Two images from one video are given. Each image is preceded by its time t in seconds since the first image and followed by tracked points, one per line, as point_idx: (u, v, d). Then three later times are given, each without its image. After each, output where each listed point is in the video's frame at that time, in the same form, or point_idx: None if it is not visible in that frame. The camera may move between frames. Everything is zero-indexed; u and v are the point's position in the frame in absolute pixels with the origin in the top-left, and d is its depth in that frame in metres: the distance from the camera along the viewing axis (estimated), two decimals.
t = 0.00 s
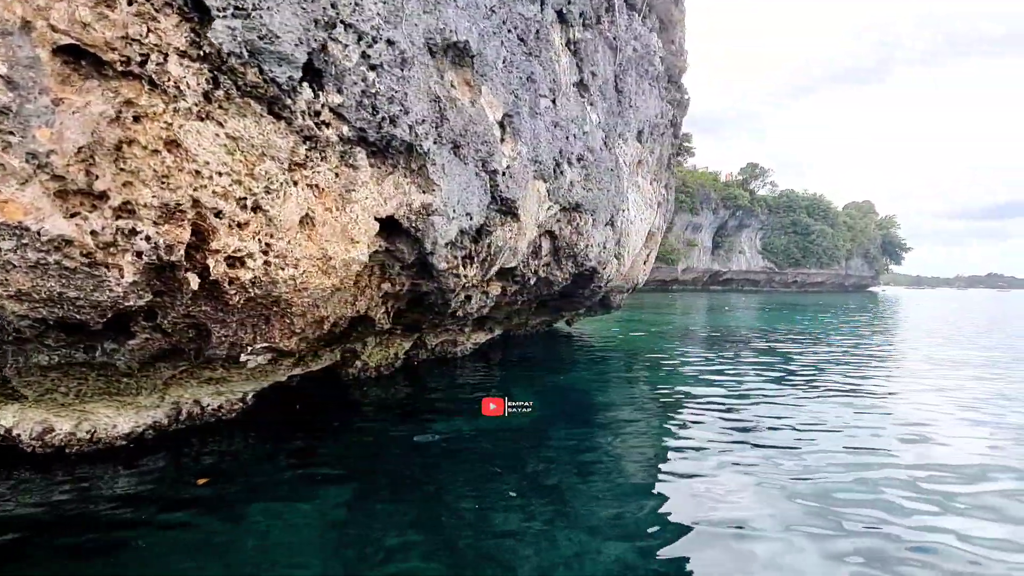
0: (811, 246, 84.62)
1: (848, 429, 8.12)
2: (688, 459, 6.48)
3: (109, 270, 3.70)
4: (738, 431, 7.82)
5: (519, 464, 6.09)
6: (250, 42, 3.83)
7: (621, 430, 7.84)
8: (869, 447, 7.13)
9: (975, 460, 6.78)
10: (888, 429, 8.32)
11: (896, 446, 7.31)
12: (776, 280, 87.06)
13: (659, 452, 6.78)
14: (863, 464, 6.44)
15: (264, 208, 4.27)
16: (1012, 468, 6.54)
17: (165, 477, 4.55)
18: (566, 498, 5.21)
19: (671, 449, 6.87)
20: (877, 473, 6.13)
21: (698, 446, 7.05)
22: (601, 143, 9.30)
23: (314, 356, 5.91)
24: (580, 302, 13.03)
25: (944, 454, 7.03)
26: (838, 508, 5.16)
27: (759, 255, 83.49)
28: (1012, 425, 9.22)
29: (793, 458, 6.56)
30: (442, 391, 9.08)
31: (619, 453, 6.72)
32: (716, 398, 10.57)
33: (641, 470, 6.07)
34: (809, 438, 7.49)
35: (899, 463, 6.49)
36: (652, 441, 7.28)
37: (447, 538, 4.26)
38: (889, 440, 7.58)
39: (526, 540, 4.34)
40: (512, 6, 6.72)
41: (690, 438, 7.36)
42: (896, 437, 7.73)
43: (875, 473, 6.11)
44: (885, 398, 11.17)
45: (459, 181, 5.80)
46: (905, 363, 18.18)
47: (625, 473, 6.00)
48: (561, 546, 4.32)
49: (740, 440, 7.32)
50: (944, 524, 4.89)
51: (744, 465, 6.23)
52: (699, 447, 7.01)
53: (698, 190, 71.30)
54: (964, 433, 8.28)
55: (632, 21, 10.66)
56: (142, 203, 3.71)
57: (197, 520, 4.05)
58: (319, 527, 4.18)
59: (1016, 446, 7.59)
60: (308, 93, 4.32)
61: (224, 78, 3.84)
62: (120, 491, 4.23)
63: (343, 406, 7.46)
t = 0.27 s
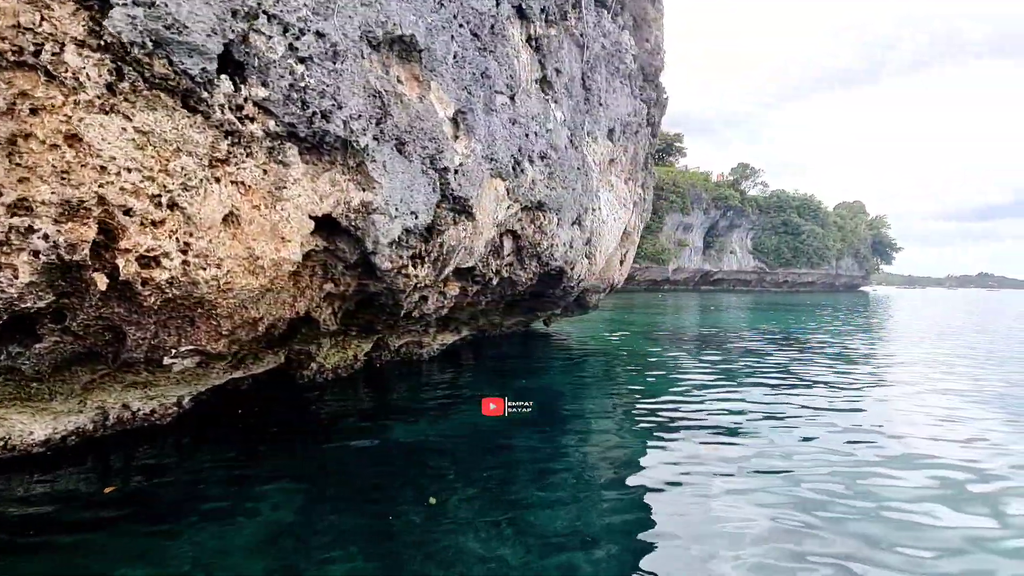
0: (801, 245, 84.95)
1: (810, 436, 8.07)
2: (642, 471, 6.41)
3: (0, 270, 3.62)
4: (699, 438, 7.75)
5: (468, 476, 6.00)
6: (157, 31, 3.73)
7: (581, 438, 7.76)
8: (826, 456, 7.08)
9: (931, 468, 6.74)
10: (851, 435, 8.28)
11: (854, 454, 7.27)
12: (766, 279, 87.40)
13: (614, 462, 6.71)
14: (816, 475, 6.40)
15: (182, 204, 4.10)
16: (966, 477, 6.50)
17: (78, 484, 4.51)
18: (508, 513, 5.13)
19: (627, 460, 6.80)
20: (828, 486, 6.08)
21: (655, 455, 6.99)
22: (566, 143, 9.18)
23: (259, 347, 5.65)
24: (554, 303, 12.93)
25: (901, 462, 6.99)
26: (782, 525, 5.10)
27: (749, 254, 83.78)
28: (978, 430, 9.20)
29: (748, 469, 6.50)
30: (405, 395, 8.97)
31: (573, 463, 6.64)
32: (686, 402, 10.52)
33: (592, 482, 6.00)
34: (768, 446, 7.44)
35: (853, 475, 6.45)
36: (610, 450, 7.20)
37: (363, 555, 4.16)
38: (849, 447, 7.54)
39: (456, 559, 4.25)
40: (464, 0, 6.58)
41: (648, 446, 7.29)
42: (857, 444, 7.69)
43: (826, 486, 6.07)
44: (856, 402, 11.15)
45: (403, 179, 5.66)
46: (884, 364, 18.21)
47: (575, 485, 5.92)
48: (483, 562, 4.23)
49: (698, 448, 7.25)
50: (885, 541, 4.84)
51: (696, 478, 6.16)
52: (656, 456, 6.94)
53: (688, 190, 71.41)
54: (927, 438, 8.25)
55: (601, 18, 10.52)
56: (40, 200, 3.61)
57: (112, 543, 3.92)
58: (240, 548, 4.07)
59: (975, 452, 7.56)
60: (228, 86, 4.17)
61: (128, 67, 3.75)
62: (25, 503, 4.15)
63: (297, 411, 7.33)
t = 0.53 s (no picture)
0: (791, 245, 85.30)
1: (776, 434, 7.96)
2: (597, 477, 6.26)
3: None
4: (661, 439, 7.63)
5: (416, 484, 5.84)
6: (50, 23, 3.59)
7: (542, 442, 7.61)
8: (788, 454, 6.97)
9: (891, 464, 6.64)
10: (817, 435, 8.18)
11: (817, 452, 7.16)
12: (756, 279, 87.71)
13: (570, 467, 6.57)
14: (774, 473, 6.28)
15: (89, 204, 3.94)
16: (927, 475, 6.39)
17: None
18: (449, 524, 4.98)
19: (584, 464, 6.66)
20: (784, 483, 5.96)
21: (613, 459, 6.85)
22: (530, 142, 9.03)
23: (200, 343, 5.46)
24: (527, 304, 12.79)
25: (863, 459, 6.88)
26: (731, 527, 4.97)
27: (739, 254, 84.06)
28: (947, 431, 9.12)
29: (705, 468, 6.37)
30: (367, 398, 8.80)
31: (528, 468, 6.50)
32: (656, 405, 10.40)
33: (543, 489, 5.85)
34: (731, 446, 7.33)
35: (812, 472, 6.33)
36: (568, 455, 7.06)
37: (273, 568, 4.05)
38: (812, 446, 7.43)
39: None
40: None
41: (608, 450, 7.16)
42: (822, 442, 7.58)
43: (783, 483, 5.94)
44: (829, 404, 11.07)
45: (343, 178, 5.49)
46: (865, 365, 18.17)
47: (525, 492, 5.77)
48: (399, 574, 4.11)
49: (658, 450, 7.13)
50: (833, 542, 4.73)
51: (651, 481, 6.03)
52: (614, 461, 6.81)
53: (678, 190, 71.54)
54: (893, 437, 8.16)
55: (568, 15, 10.36)
56: None
57: (17, 570, 3.75)
58: (155, 570, 3.91)
59: (939, 450, 7.46)
60: (138, 80, 4.02)
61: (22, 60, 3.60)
62: None
63: (248, 417, 7.15)
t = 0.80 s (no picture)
0: (782, 244, 85.51)
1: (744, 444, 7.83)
2: (554, 491, 6.12)
3: None
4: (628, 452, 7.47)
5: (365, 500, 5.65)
6: None
7: (505, 452, 7.45)
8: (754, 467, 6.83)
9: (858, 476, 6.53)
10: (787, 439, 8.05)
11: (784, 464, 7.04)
12: (748, 278, 87.90)
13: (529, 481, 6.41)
14: (737, 489, 6.15)
15: None
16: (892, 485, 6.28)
17: None
18: (375, 542, 4.86)
19: (543, 481, 6.51)
20: (746, 501, 5.83)
21: (575, 472, 6.70)
22: (493, 142, 8.84)
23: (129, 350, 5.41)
24: (502, 306, 12.61)
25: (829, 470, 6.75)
26: (686, 554, 4.83)
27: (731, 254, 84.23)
28: (921, 429, 9.00)
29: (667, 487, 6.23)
30: (328, 405, 8.60)
31: (485, 482, 6.33)
32: (630, 409, 10.24)
33: (496, 505, 5.69)
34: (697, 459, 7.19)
35: (776, 487, 6.20)
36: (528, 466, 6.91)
37: None
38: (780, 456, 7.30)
39: None
40: None
41: (564, 463, 7.04)
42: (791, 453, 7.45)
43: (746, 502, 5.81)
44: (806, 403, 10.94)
45: (280, 178, 5.27)
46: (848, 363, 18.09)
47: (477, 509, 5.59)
48: None
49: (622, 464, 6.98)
50: (788, 569, 4.58)
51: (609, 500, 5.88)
52: (575, 473, 6.66)
53: (668, 190, 71.53)
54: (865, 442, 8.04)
55: (535, 12, 10.19)
56: None
57: None
58: None
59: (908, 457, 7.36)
60: (40, 76, 3.88)
61: None
62: None
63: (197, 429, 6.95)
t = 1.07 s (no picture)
0: (775, 245, 85.64)
1: (714, 450, 7.66)
2: (510, 503, 5.94)
3: None
4: (593, 461, 7.29)
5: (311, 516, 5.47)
6: None
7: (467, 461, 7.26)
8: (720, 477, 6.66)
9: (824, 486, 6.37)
10: (758, 445, 7.88)
11: (751, 471, 6.88)
12: (742, 279, 87.97)
13: (486, 493, 6.23)
14: (699, 501, 5.99)
15: None
16: (858, 496, 6.13)
17: None
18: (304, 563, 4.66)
19: (497, 493, 6.29)
20: (705, 514, 5.66)
21: (535, 483, 6.52)
22: (458, 142, 8.66)
23: (54, 359, 5.47)
24: (477, 310, 12.42)
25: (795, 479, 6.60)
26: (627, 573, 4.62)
27: (724, 255, 84.29)
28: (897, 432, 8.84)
29: (627, 499, 6.06)
30: (289, 414, 8.39)
31: (440, 495, 6.14)
32: (604, 414, 10.06)
33: (447, 520, 5.51)
34: (663, 468, 7.01)
35: (735, 499, 6.00)
36: (488, 476, 6.72)
37: None
38: (749, 464, 7.13)
39: None
40: None
41: (523, 473, 6.82)
42: (760, 460, 7.28)
43: (705, 514, 5.65)
44: (784, 406, 10.77)
45: (212, 179, 5.07)
46: (834, 364, 17.94)
47: (427, 525, 5.41)
48: None
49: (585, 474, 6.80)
50: None
51: (565, 513, 5.71)
52: (535, 484, 6.48)
53: (660, 193, 71.57)
54: (837, 447, 7.87)
55: (502, 11, 10.02)
56: None
57: None
58: None
59: (879, 463, 7.20)
60: None
61: None
62: None
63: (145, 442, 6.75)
